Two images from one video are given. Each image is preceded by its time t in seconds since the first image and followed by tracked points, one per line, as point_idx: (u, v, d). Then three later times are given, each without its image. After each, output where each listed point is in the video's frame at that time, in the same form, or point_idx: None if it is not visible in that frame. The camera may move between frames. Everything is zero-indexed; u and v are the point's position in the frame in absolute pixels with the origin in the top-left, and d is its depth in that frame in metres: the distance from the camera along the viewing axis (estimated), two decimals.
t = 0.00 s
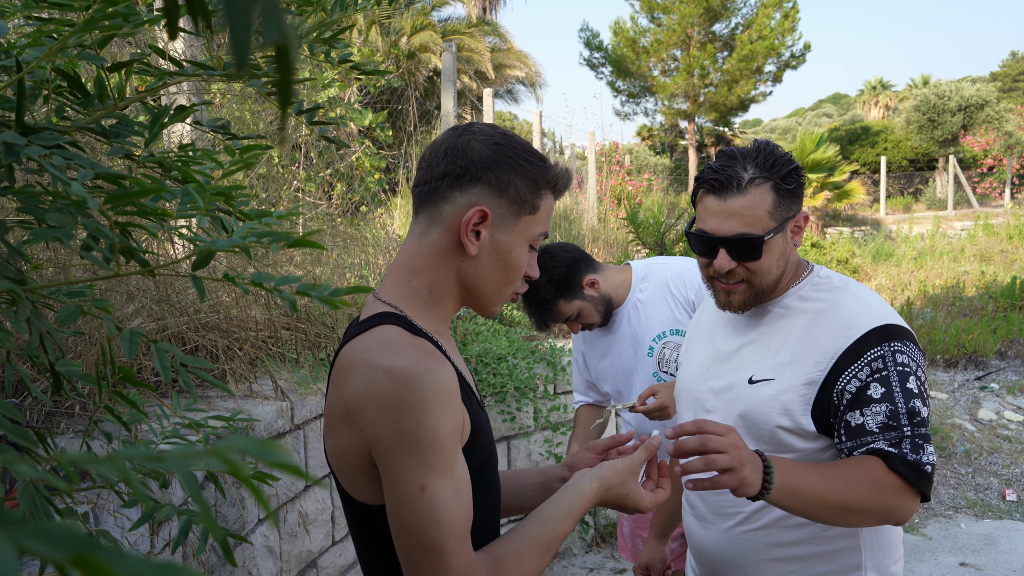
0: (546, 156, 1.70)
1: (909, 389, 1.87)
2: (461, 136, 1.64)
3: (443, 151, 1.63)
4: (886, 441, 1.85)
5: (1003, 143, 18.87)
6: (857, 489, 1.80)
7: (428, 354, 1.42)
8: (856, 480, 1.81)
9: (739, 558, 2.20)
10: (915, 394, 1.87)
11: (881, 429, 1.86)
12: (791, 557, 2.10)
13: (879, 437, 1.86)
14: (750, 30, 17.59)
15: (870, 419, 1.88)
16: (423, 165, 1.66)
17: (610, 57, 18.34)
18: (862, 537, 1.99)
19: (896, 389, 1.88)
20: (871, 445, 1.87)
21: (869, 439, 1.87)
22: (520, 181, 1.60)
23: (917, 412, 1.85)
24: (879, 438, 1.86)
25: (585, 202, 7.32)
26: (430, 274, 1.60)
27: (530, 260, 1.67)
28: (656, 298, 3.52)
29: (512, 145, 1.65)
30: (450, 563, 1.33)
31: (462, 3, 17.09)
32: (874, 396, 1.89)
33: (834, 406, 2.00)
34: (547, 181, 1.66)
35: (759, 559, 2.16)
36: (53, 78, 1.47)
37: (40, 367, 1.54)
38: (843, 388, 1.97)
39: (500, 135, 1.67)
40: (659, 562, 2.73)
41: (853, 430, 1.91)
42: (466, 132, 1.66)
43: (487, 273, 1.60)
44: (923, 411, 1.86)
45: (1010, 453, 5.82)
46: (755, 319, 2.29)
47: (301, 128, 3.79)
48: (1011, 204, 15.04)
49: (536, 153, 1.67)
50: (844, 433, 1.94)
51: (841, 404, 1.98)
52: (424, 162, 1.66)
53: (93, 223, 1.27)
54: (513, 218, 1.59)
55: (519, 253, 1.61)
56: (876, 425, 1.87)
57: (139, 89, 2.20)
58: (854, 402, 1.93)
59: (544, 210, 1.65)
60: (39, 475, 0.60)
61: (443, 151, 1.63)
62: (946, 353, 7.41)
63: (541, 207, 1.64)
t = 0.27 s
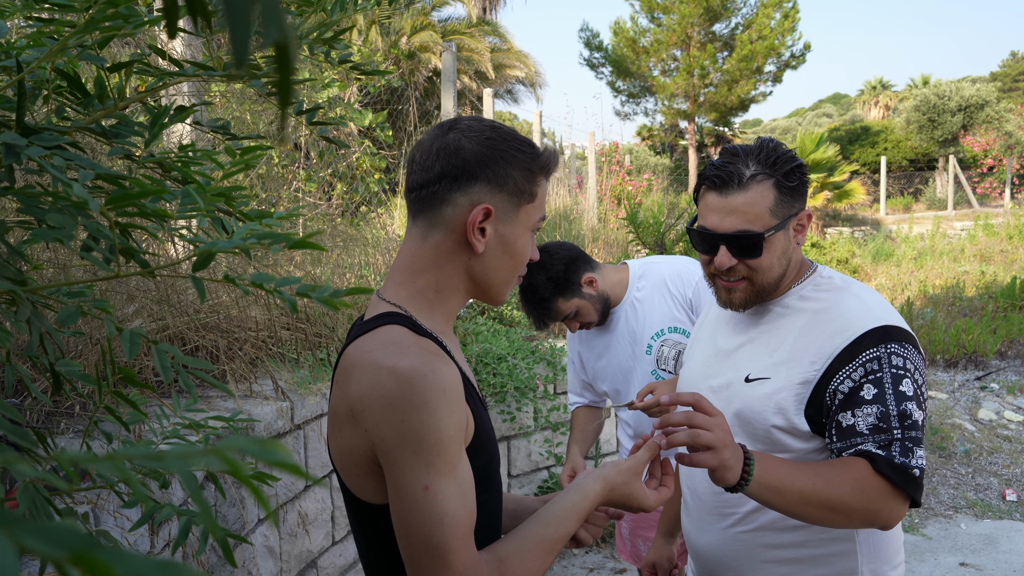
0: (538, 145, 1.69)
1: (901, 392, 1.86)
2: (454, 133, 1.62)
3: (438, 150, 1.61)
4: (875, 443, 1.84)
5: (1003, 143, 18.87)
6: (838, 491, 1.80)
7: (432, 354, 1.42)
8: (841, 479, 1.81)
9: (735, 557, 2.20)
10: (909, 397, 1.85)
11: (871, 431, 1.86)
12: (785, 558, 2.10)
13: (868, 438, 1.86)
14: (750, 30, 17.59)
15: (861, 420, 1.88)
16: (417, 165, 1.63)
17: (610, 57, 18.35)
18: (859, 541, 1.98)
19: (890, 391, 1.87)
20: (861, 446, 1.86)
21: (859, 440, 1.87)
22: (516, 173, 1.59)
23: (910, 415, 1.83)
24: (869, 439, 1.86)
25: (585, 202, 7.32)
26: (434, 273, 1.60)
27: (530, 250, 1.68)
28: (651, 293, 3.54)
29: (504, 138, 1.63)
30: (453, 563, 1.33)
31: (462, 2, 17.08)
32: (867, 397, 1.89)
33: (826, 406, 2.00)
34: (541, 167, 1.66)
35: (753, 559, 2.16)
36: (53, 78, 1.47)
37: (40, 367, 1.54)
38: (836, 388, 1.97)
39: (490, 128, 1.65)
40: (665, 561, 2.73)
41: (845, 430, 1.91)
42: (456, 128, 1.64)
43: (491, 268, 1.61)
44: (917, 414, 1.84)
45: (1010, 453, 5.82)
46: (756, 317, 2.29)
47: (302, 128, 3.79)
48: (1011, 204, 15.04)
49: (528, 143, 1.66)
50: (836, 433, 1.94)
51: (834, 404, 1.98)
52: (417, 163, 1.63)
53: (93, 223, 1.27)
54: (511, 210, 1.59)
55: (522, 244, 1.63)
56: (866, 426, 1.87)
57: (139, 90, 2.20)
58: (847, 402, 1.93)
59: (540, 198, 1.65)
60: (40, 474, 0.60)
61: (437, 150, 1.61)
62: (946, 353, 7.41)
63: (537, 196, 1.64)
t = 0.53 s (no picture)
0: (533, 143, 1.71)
1: (893, 377, 1.87)
2: (448, 132, 1.62)
3: (436, 147, 1.60)
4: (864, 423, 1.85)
5: (1003, 143, 18.87)
6: (838, 475, 1.79)
7: (438, 351, 1.43)
8: (843, 463, 1.79)
9: (734, 556, 2.17)
10: (902, 383, 1.86)
11: (860, 412, 1.87)
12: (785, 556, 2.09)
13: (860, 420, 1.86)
14: (750, 30, 17.59)
15: (852, 403, 1.89)
16: (414, 164, 1.63)
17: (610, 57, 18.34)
18: (858, 540, 2.05)
19: (882, 376, 1.88)
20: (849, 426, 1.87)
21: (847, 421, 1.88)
22: (514, 170, 1.61)
23: (901, 399, 1.84)
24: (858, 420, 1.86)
25: (585, 202, 7.32)
26: (435, 271, 1.60)
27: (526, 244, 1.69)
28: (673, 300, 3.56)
29: (500, 136, 1.64)
30: (434, 560, 1.33)
31: (462, 3, 17.07)
32: (859, 381, 1.90)
33: (819, 394, 2.00)
34: (536, 165, 1.67)
35: (753, 559, 2.14)
36: (52, 77, 1.47)
37: (39, 367, 1.54)
38: (830, 375, 1.98)
39: (485, 127, 1.66)
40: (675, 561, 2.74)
41: (835, 412, 1.92)
42: (450, 127, 1.64)
43: (492, 262, 1.61)
44: (908, 398, 1.85)
45: (1010, 453, 5.82)
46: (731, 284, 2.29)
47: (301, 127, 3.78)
48: (1012, 204, 15.03)
49: (523, 141, 1.67)
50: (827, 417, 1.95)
51: (827, 391, 1.99)
52: (414, 162, 1.62)
53: (92, 222, 1.27)
54: (510, 206, 1.61)
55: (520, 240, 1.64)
56: (856, 408, 1.88)
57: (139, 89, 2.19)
58: (840, 386, 1.94)
59: (535, 194, 1.67)
60: (39, 474, 0.59)
61: (435, 148, 1.61)
62: (946, 353, 7.41)
63: (532, 193, 1.66)
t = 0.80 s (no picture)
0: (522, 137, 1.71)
1: (902, 381, 1.87)
2: (437, 131, 1.62)
3: (427, 147, 1.60)
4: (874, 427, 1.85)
5: (1003, 143, 18.87)
6: (845, 479, 1.79)
7: (440, 351, 1.43)
8: (852, 468, 1.78)
9: (735, 557, 2.17)
10: (910, 386, 1.87)
11: (869, 416, 1.87)
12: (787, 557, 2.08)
13: (868, 422, 1.85)
14: (749, 30, 17.60)
15: (860, 406, 1.89)
16: (405, 165, 1.62)
17: (610, 57, 18.36)
18: (861, 541, 2.04)
19: (890, 379, 1.88)
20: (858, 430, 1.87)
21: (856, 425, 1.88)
22: (505, 165, 1.61)
23: (910, 403, 1.85)
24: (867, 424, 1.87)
25: (585, 202, 7.32)
26: (432, 271, 1.60)
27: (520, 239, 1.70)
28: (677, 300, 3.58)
29: (490, 132, 1.64)
30: (443, 561, 1.33)
31: (462, 2, 17.07)
32: (868, 384, 1.90)
33: (826, 395, 2.00)
34: (526, 158, 1.67)
35: (755, 560, 2.14)
36: (53, 77, 1.47)
37: (40, 367, 1.54)
38: (838, 377, 1.97)
39: (474, 123, 1.65)
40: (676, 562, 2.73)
41: (843, 415, 1.92)
42: (439, 125, 1.63)
43: (487, 259, 1.62)
44: (917, 402, 1.85)
45: (1010, 453, 5.82)
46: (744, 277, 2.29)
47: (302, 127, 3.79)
48: (1011, 204, 15.04)
49: (513, 135, 1.67)
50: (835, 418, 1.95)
51: (834, 392, 1.98)
52: (406, 162, 1.62)
53: (93, 222, 1.27)
54: (503, 202, 1.61)
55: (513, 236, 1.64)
56: (865, 411, 1.88)
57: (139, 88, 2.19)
58: (848, 389, 1.94)
59: (527, 189, 1.68)
60: (39, 474, 0.59)
61: (425, 147, 1.60)
62: (946, 353, 7.41)
63: (525, 187, 1.67)
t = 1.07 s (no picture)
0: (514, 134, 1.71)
1: (907, 381, 1.87)
2: (427, 129, 1.61)
3: (417, 147, 1.59)
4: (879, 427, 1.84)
5: (1003, 143, 18.87)
6: (853, 479, 1.79)
7: (434, 355, 1.43)
8: (858, 468, 1.78)
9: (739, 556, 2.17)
10: (915, 385, 1.86)
11: (874, 416, 1.86)
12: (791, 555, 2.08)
13: (873, 422, 1.85)
14: (750, 30, 17.60)
15: (865, 406, 1.88)
16: (397, 165, 1.62)
17: (610, 57, 18.36)
18: (864, 539, 2.04)
19: (896, 379, 1.87)
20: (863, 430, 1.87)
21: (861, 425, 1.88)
22: (497, 163, 1.61)
23: (916, 402, 1.84)
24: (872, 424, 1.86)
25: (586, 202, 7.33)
26: (426, 271, 1.60)
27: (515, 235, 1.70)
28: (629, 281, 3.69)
29: (481, 129, 1.64)
30: (436, 566, 1.32)
31: (462, 2, 17.07)
32: (873, 384, 1.89)
33: (832, 395, 2.00)
34: (518, 155, 1.67)
35: (759, 558, 2.13)
36: (53, 78, 1.47)
37: (40, 367, 1.54)
38: (844, 376, 1.97)
39: (464, 121, 1.65)
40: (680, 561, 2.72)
41: (848, 415, 1.92)
42: (430, 123, 1.63)
43: (480, 259, 1.62)
44: (922, 402, 1.85)
45: (1010, 453, 5.82)
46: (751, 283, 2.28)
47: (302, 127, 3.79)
48: (1012, 204, 15.03)
49: (504, 131, 1.67)
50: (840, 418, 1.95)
51: (840, 392, 1.98)
52: (398, 162, 1.61)
53: (93, 223, 1.26)
54: (496, 200, 1.61)
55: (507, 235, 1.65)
56: (870, 412, 1.87)
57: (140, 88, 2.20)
58: (853, 389, 1.93)
59: (521, 185, 1.68)
60: (40, 473, 0.59)
61: (416, 146, 1.60)
62: (946, 353, 7.41)
63: (519, 184, 1.67)
